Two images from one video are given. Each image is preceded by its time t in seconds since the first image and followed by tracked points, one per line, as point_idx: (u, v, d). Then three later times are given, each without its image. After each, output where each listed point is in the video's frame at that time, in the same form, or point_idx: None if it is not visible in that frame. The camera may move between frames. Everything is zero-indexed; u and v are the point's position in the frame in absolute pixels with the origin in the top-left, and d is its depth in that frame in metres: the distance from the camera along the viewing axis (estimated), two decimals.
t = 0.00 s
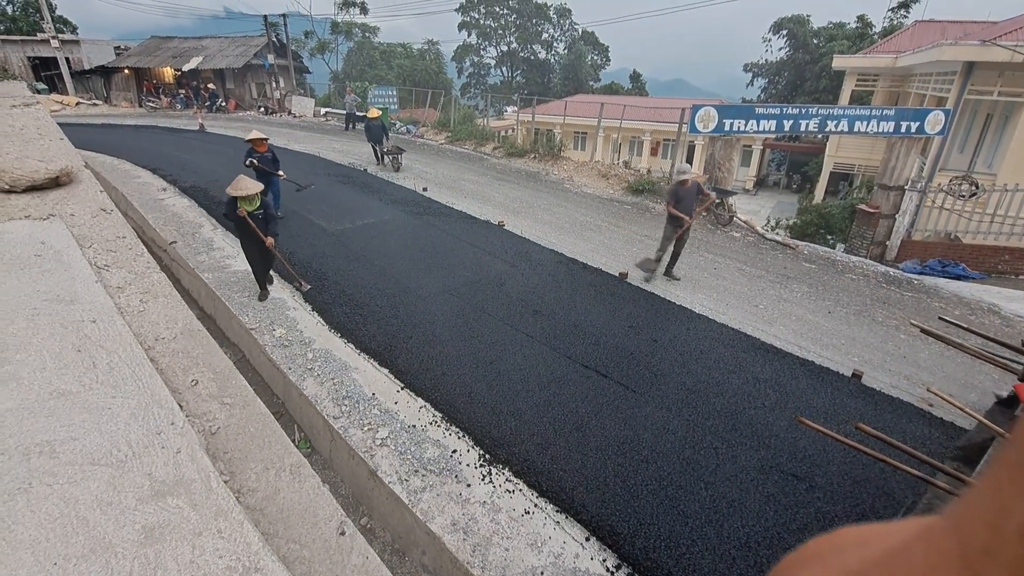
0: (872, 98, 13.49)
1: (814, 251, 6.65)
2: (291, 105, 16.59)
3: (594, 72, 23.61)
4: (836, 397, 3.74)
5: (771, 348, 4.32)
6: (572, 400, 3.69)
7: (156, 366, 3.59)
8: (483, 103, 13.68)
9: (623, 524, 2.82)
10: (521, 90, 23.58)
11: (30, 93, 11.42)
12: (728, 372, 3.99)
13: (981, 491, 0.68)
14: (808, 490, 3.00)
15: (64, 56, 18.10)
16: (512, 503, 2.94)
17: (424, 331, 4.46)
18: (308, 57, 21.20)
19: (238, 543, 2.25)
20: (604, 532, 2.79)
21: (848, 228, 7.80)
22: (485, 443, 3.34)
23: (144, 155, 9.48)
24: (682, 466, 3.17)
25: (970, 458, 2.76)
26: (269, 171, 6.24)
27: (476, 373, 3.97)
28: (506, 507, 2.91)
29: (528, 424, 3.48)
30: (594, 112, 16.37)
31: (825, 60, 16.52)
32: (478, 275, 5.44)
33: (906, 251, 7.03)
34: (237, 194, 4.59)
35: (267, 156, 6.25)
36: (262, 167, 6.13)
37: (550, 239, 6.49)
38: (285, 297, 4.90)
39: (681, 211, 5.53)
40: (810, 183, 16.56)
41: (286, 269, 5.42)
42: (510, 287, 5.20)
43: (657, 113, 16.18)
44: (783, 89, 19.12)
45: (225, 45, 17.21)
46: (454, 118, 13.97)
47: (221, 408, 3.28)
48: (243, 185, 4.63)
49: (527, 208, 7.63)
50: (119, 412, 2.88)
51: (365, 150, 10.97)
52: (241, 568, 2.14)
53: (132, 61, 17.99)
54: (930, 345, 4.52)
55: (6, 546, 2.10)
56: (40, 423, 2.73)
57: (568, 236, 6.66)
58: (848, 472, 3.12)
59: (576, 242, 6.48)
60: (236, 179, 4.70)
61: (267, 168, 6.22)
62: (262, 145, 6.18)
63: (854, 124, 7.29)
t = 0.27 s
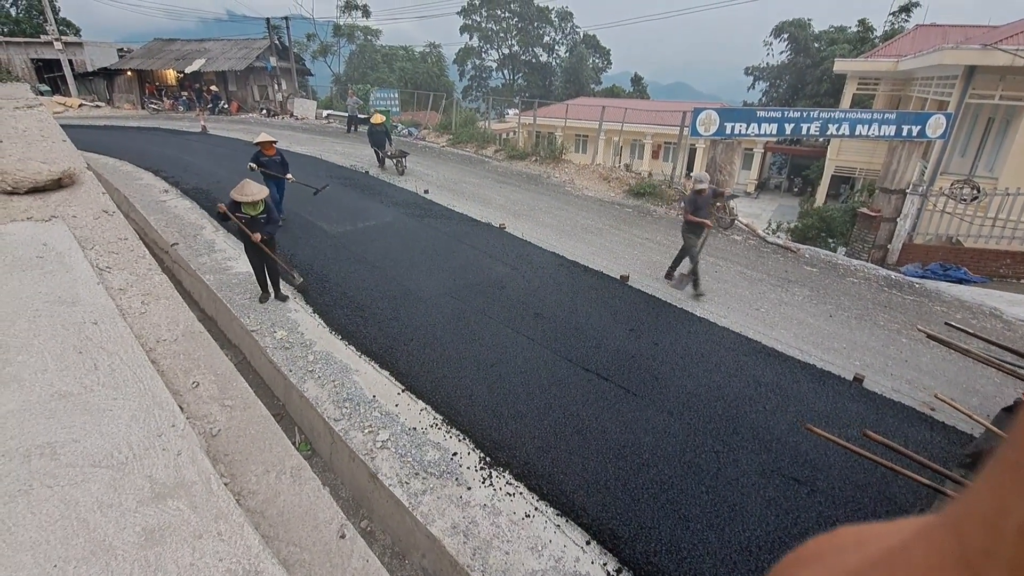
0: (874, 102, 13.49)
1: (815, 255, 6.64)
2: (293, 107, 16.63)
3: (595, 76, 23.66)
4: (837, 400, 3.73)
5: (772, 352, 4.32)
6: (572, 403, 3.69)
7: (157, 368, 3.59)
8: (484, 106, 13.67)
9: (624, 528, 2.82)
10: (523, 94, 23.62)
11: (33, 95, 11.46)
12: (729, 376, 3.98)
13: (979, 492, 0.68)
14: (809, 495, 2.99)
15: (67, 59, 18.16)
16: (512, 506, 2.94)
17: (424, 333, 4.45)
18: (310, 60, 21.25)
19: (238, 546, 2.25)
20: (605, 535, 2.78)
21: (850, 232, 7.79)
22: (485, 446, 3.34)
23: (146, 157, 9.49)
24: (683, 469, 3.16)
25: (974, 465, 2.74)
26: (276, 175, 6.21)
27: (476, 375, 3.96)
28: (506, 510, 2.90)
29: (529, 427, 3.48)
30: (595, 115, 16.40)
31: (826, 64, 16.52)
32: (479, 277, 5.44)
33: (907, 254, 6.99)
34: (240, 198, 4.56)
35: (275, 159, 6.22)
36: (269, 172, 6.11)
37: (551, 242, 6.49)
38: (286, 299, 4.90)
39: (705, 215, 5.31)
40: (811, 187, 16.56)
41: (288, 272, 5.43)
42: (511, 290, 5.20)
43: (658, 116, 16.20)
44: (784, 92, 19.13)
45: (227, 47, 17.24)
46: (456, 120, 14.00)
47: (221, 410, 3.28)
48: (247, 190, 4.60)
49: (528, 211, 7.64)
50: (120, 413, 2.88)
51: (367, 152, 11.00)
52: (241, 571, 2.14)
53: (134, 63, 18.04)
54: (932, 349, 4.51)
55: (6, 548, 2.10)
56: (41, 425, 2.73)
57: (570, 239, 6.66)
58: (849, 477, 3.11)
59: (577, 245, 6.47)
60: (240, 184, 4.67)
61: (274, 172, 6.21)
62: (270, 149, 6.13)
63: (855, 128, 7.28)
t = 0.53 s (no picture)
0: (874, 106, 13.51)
1: (816, 258, 6.64)
2: (294, 109, 16.65)
3: (595, 79, 23.68)
4: (838, 404, 3.72)
5: (772, 355, 4.32)
6: (573, 406, 3.69)
7: (157, 370, 3.59)
8: (485, 108, 13.69)
9: (624, 531, 2.81)
10: (523, 96, 23.62)
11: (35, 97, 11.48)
12: (730, 379, 3.98)
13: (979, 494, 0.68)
14: (810, 499, 2.99)
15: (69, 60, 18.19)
16: (511, 509, 2.93)
17: (424, 336, 4.45)
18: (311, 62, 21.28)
19: (236, 549, 2.25)
20: (605, 539, 2.77)
21: (851, 235, 7.80)
22: (485, 449, 3.33)
23: (148, 158, 9.51)
24: (683, 473, 3.16)
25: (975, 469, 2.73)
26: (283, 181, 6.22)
27: (476, 378, 3.96)
28: (506, 513, 2.90)
29: (529, 430, 3.47)
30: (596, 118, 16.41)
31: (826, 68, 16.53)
32: (479, 279, 5.44)
33: (908, 258, 7.00)
34: (251, 204, 4.50)
35: (282, 165, 6.22)
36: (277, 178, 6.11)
37: (552, 245, 6.49)
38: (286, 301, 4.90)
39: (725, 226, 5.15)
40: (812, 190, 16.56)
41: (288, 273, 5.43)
42: (511, 292, 5.20)
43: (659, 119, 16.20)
44: (785, 96, 19.14)
45: (229, 50, 17.29)
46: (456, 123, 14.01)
47: (221, 412, 3.27)
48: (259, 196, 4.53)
49: (529, 214, 7.64)
50: (119, 415, 2.88)
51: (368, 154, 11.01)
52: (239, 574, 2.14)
53: (136, 65, 18.08)
54: (933, 353, 4.50)
55: (3, 551, 2.09)
56: (40, 427, 2.73)
57: (570, 241, 6.66)
58: (850, 481, 3.10)
59: (577, 247, 6.47)
60: (252, 188, 4.59)
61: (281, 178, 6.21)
62: (278, 155, 6.14)
63: (856, 132, 7.31)
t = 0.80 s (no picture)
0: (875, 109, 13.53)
1: (817, 261, 6.64)
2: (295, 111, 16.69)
3: (596, 81, 23.71)
4: (839, 408, 3.71)
5: (773, 358, 4.32)
6: (573, 408, 3.68)
7: (157, 371, 3.59)
8: (486, 110, 13.69)
9: (624, 534, 2.81)
10: (524, 99, 23.65)
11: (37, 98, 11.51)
12: (731, 383, 3.97)
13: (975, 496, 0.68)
14: (810, 502, 2.98)
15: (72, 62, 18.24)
16: (512, 511, 2.93)
17: (425, 338, 4.45)
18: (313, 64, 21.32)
19: (236, 551, 2.24)
20: (605, 542, 2.77)
21: (851, 238, 7.80)
22: (485, 451, 3.33)
23: (150, 160, 9.52)
24: (683, 476, 3.15)
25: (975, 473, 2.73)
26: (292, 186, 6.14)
27: (477, 380, 3.96)
28: (506, 516, 2.89)
29: (529, 432, 3.47)
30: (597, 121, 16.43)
31: (826, 71, 16.55)
32: (480, 282, 5.44)
33: (908, 262, 6.98)
34: (260, 207, 4.49)
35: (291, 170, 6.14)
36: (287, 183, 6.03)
37: (552, 247, 6.50)
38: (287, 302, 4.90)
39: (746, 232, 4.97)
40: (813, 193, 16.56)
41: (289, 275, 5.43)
42: (512, 294, 5.20)
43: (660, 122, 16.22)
44: (786, 99, 19.17)
45: (231, 52, 17.32)
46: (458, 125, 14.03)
47: (221, 414, 3.27)
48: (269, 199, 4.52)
49: (529, 216, 7.65)
50: (120, 417, 2.88)
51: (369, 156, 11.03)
52: None
53: (139, 66, 18.13)
54: (933, 356, 4.50)
55: (3, 553, 2.09)
56: (40, 428, 2.73)
57: (571, 244, 6.67)
58: (851, 484, 3.10)
59: (578, 250, 6.48)
60: (262, 191, 4.59)
61: (289, 182, 6.07)
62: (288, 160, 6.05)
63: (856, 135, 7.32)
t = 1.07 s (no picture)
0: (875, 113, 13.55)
1: (817, 264, 6.65)
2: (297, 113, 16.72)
3: (598, 84, 23.73)
4: (840, 411, 3.71)
5: (774, 360, 4.32)
6: (574, 410, 3.68)
7: (159, 372, 3.59)
8: (488, 113, 13.72)
9: (624, 536, 2.80)
10: (525, 102, 23.67)
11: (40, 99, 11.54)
12: (732, 385, 3.97)
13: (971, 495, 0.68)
14: (811, 505, 2.98)
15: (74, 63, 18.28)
16: (512, 513, 2.93)
17: (426, 339, 4.46)
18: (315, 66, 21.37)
19: (237, 552, 2.24)
20: (606, 545, 2.77)
21: (852, 241, 7.81)
22: (485, 453, 3.33)
23: (151, 161, 9.54)
24: (683, 478, 3.15)
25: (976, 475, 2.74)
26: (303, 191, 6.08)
27: (477, 382, 3.96)
28: (506, 518, 2.89)
29: (529, 435, 3.47)
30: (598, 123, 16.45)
31: (827, 75, 16.58)
32: (481, 283, 5.45)
33: (908, 265, 7.01)
34: (266, 208, 4.48)
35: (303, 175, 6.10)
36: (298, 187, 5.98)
37: (553, 249, 6.50)
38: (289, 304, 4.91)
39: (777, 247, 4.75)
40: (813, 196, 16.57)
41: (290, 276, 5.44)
42: (513, 296, 5.21)
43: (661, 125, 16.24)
44: (786, 102, 19.20)
45: (233, 53, 17.36)
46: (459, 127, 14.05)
47: (222, 414, 3.27)
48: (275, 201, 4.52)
49: (530, 218, 7.66)
50: (121, 417, 2.88)
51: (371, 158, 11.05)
52: None
53: (141, 68, 18.17)
54: (934, 359, 4.50)
55: (3, 552, 2.09)
56: (41, 428, 2.73)
57: (572, 246, 6.67)
58: (852, 487, 3.10)
59: (579, 252, 6.49)
60: (268, 192, 4.58)
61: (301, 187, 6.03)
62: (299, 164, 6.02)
63: (857, 138, 7.33)
